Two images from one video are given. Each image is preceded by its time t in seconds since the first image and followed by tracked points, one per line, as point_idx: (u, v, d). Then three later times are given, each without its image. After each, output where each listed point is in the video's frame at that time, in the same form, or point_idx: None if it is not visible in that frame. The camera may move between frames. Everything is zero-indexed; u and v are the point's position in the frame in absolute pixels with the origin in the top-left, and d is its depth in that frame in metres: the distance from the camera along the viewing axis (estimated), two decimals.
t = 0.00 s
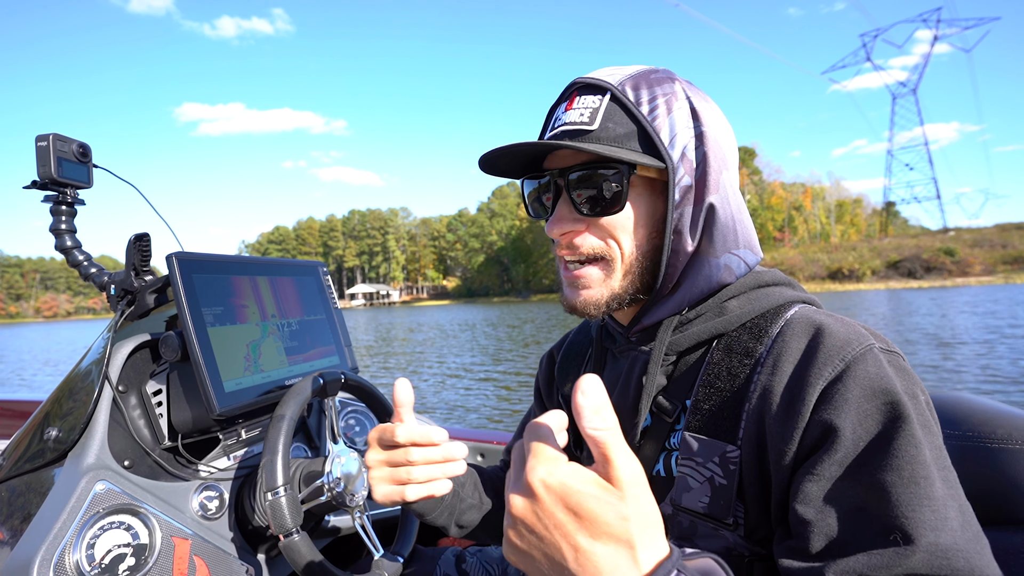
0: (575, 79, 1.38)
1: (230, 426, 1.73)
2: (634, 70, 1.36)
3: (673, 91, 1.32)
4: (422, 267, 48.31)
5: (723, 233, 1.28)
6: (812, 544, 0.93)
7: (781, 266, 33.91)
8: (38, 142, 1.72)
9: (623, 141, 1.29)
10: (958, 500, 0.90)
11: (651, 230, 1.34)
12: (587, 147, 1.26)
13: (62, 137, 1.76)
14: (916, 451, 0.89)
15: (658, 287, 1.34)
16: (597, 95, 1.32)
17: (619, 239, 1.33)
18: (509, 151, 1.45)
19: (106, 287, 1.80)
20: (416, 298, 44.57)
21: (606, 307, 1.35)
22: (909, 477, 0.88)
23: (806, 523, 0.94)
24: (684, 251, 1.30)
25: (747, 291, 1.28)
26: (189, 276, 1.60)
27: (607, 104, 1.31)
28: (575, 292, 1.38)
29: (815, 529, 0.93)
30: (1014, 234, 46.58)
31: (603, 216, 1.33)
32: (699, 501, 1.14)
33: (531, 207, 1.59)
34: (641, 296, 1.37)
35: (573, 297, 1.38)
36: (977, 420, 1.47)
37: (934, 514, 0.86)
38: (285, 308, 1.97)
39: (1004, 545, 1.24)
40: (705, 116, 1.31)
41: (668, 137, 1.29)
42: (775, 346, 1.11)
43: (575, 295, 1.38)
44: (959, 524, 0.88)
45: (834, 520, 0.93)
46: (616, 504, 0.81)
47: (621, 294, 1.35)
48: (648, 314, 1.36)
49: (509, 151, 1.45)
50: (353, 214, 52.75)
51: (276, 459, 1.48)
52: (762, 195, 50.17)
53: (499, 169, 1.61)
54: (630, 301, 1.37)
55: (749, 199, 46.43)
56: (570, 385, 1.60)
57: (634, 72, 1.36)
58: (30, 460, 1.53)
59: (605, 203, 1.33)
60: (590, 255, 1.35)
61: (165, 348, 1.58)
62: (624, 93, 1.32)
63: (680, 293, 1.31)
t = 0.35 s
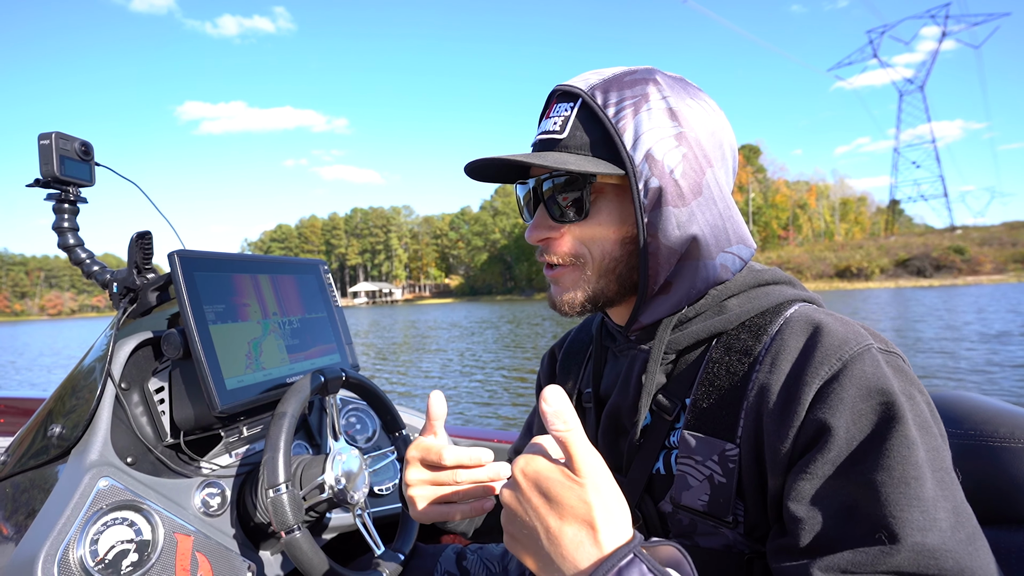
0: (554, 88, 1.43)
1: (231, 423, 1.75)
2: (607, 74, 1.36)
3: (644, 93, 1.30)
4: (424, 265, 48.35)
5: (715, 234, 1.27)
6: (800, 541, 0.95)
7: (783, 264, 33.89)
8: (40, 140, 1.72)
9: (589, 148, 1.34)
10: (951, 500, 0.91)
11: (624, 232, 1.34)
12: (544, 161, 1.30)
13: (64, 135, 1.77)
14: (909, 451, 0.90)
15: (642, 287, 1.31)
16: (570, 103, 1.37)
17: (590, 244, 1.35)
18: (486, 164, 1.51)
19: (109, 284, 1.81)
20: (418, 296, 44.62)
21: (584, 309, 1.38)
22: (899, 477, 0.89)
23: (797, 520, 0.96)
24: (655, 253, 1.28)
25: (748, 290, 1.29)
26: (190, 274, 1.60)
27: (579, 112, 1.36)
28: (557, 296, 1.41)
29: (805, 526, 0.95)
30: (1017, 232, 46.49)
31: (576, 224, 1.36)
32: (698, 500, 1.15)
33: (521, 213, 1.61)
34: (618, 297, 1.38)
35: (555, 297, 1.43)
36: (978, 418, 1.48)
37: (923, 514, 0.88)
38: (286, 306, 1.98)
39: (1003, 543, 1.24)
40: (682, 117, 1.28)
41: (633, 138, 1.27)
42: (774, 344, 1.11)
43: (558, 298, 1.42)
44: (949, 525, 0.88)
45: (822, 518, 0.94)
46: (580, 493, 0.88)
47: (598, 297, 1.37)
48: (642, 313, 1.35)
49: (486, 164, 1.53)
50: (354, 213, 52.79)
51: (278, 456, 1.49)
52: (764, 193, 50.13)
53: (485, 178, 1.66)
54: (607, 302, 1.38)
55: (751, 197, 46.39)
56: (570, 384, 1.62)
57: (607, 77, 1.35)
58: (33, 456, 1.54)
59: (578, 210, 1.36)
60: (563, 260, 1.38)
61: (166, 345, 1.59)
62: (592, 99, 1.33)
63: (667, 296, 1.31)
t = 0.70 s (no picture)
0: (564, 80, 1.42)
1: (233, 421, 1.75)
2: (618, 66, 1.36)
3: (654, 86, 1.29)
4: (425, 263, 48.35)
5: (716, 227, 1.27)
6: (798, 538, 0.95)
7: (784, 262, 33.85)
8: (41, 136, 1.72)
9: (598, 138, 1.33)
10: (949, 499, 0.90)
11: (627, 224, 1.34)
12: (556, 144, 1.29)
13: (65, 131, 1.77)
14: (906, 449, 0.89)
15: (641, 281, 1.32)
16: (580, 93, 1.36)
17: (591, 234, 1.35)
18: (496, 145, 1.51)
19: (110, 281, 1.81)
20: (419, 294, 44.63)
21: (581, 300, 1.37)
22: (897, 475, 0.88)
23: (794, 518, 0.95)
24: (655, 245, 1.28)
25: (748, 286, 1.28)
26: (191, 270, 1.60)
27: (587, 102, 1.34)
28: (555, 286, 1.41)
29: (802, 524, 0.94)
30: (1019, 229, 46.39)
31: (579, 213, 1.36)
32: (698, 497, 1.15)
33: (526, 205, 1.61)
34: (621, 290, 1.37)
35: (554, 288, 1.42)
36: (981, 416, 1.47)
37: (919, 512, 0.87)
38: (287, 303, 1.98)
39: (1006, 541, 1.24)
40: (690, 111, 1.28)
41: (639, 128, 1.27)
42: (774, 341, 1.11)
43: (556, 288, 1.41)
44: (946, 523, 0.88)
45: (819, 515, 0.94)
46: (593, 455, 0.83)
47: (596, 289, 1.36)
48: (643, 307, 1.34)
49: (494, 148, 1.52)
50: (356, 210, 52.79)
51: (278, 452, 1.49)
52: (766, 191, 50.04)
53: (494, 164, 1.67)
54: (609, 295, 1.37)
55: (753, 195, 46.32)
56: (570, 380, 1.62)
57: (617, 69, 1.35)
58: (35, 452, 1.54)
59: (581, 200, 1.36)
60: (563, 249, 1.37)
61: (167, 341, 1.60)
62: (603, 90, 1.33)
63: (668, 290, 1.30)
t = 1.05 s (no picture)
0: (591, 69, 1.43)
1: (235, 417, 1.75)
2: (644, 59, 1.37)
3: (676, 77, 1.30)
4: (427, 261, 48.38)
5: (724, 220, 1.26)
6: (806, 535, 0.94)
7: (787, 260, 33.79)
8: (45, 134, 1.73)
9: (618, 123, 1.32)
10: (958, 495, 0.90)
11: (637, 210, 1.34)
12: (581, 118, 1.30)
13: (68, 128, 1.77)
14: (916, 445, 0.89)
15: (646, 271, 1.33)
16: (603, 80, 1.36)
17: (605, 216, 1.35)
18: (519, 120, 1.52)
19: (113, 278, 1.81)
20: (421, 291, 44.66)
21: (589, 281, 1.37)
22: (907, 471, 0.88)
23: (801, 514, 0.95)
24: (663, 232, 1.28)
25: (752, 282, 1.27)
26: (195, 267, 1.61)
27: (610, 90, 1.35)
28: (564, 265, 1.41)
29: (810, 521, 0.94)
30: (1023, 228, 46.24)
31: (593, 194, 1.36)
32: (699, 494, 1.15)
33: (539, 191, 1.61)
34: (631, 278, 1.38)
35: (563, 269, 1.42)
36: (985, 412, 1.47)
37: (930, 508, 0.87)
38: (290, 300, 1.98)
39: (1008, 539, 1.23)
40: (709, 104, 1.27)
41: (659, 115, 1.27)
42: (778, 338, 1.11)
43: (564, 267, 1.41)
44: (956, 519, 0.89)
45: (828, 512, 0.94)
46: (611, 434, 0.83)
47: (604, 271, 1.36)
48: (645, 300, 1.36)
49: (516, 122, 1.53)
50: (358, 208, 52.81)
51: (282, 449, 1.50)
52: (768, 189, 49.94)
53: (512, 147, 1.68)
54: (618, 280, 1.38)
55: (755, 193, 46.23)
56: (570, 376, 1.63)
57: (643, 61, 1.37)
58: (39, 449, 1.55)
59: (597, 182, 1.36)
60: (575, 230, 1.38)
61: (171, 339, 1.61)
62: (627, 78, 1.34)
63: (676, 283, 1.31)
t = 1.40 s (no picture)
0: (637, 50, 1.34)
1: (236, 413, 1.76)
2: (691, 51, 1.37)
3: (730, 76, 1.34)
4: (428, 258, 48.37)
5: (762, 219, 1.34)
6: (774, 515, 0.95)
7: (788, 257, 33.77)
8: (45, 130, 1.73)
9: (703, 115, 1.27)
10: (926, 493, 0.89)
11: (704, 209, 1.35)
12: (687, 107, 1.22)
13: (69, 124, 1.77)
14: (893, 439, 0.89)
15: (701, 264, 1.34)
16: (666, 68, 1.29)
17: (682, 214, 1.30)
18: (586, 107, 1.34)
19: (114, 274, 1.81)
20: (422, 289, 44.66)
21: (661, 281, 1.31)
22: (881, 463, 0.88)
23: (773, 495, 0.96)
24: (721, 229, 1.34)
25: (761, 279, 1.28)
26: (196, 263, 1.61)
27: (677, 78, 1.28)
28: (630, 262, 1.30)
29: (781, 501, 0.95)
30: None
31: (674, 190, 1.29)
32: (705, 486, 1.14)
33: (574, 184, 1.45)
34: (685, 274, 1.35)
35: (632, 269, 1.31)
36: (984, 409, 1.47)
37: (897, 500, 0.86)
38: (291, 297, 1.98)
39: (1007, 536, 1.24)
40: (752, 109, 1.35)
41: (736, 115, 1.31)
42: (785, 332, 1.11)
43: (630, 264, 1.30)
44: (919, 514, 0.87)
45: (801, 496, 0.93)
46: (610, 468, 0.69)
47: (676, 270, 1.32)
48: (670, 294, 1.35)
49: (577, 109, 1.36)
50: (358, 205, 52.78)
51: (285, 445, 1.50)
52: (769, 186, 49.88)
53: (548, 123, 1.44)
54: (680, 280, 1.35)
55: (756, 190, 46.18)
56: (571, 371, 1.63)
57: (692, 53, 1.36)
58: (41, 445, 1.55)
59: (677, 179, 1.29)
60: (655, 227, 1.30)
61: (172, 335, 1.61)
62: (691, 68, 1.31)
63: (713, 269, 1.30)
